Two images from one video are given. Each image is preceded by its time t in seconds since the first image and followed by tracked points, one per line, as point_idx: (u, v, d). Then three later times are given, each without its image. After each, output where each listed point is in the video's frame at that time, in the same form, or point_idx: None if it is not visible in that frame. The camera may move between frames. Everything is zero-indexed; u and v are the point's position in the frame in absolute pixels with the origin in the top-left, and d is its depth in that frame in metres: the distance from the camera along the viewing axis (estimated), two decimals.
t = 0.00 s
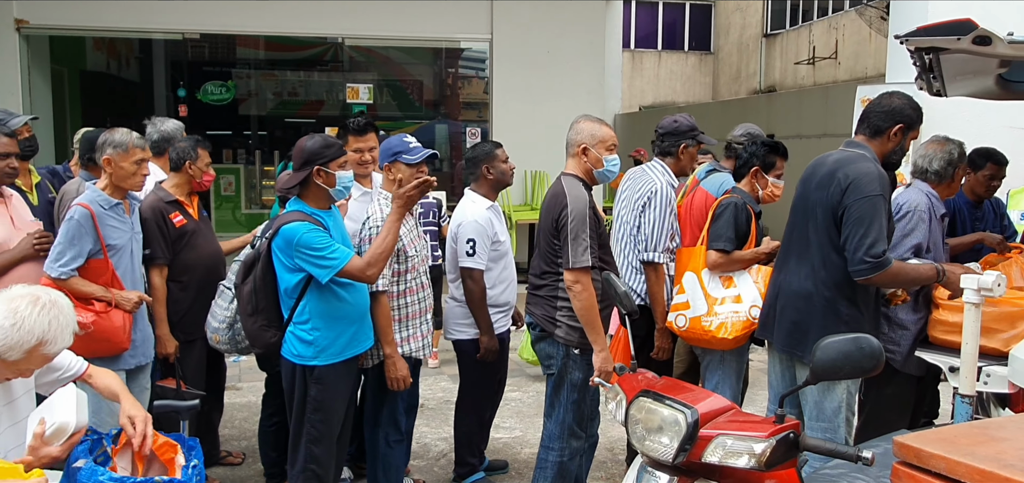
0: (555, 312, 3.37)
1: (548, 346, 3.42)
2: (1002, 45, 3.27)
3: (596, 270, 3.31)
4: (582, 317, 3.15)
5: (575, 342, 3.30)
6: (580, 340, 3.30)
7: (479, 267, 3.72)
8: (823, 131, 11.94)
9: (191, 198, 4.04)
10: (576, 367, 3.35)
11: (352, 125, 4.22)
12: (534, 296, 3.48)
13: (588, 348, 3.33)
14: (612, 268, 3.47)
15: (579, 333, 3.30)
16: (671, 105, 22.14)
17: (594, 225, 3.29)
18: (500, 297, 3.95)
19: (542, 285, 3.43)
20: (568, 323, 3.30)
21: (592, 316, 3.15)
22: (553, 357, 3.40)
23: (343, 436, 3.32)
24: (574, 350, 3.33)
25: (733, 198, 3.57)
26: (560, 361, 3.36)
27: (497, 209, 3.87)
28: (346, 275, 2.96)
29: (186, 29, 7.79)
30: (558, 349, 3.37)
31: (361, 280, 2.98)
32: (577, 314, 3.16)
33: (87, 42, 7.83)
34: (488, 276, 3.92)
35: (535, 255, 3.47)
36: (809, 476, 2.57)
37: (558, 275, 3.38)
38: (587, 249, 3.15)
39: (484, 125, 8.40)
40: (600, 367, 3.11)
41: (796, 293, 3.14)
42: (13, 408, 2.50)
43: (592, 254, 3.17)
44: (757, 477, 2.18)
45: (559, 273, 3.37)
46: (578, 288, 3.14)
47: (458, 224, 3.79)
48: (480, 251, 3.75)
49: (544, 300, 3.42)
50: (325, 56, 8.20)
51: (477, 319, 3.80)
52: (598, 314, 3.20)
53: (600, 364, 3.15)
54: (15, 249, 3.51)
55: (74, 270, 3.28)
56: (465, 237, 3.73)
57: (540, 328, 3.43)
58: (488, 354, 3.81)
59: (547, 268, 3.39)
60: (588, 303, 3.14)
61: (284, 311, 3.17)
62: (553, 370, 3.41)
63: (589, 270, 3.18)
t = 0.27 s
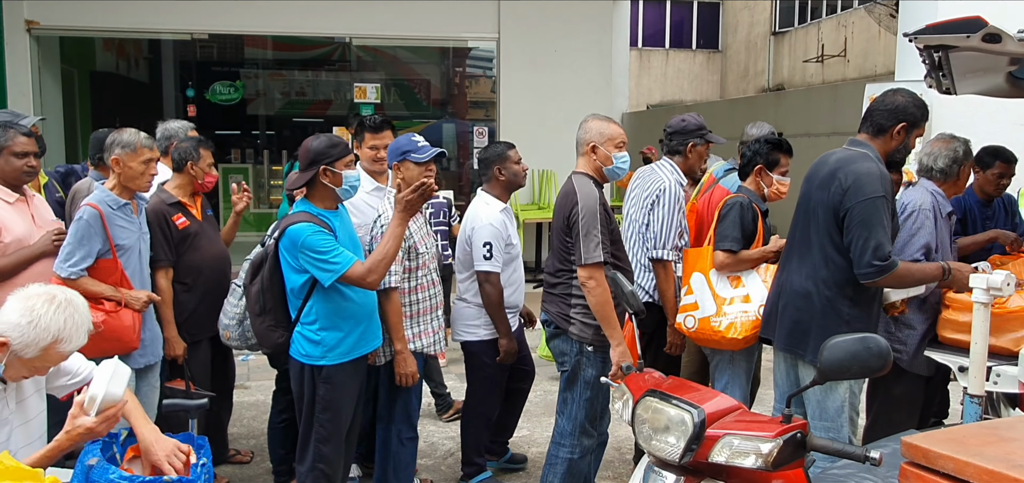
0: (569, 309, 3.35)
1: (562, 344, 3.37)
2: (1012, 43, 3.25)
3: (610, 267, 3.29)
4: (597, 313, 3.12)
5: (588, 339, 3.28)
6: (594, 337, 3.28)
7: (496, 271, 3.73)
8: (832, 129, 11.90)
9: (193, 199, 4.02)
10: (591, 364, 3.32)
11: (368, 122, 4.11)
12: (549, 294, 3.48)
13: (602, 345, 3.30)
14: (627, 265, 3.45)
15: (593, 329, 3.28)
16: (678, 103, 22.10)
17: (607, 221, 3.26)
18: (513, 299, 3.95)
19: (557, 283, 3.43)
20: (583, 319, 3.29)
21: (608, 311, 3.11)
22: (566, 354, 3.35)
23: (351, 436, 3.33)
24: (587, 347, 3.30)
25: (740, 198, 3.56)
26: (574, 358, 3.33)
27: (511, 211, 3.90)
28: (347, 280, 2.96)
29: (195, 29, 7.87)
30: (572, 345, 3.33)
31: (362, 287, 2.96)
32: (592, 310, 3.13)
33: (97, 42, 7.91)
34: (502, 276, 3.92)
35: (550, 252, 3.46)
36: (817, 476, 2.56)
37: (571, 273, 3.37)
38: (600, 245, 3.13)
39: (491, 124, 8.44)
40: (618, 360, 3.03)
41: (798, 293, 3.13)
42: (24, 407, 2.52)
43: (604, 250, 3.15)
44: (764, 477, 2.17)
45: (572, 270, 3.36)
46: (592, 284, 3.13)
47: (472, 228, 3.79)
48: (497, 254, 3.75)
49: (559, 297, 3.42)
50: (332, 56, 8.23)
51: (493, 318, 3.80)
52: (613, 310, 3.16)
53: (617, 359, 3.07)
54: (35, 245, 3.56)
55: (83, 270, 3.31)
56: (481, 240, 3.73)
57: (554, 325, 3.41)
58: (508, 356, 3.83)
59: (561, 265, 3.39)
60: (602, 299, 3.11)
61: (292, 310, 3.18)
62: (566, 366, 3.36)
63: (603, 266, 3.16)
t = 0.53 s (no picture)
0: (577, 307, 3.34)
1: (570, 341, 3.37)
2: (1017, 41, 3.22)
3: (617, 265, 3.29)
4: (604, 311, 3.11)
5: (596, 336, 3.27)
6: (602, 334, 3.26)
7: (513, 269, 3.72)
8: (835, 128, 11.87)
9: (195, 201, 4.01)
10: (598, 361, 3.31)
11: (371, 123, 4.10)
12: (557, 292, 3.47)
13: (610, 343, 3.29)
14: (634, 265, 3.44)
15: (601, 327, 3.26)
16: (682, 102, 22.09)
17: (616, 221, 3.24)
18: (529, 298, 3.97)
19: (566, 282, 3.42)
20: (591, 317, 3.27)
21: (616, 309, 3.11)
22: (575, 352, 3.36)
23: (356, 437, 3.33)
24: (595, 344, 3.29)
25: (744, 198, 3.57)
26: (582, 355, 3.32)
27: (524, 209, 3.87)
28: (347, 285, 2.95)
29: (199, 30, 7.88)
30: (580, 343, 3.33)
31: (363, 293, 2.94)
32: (600, 308, 3.13)
33: (101, 44, 7.94)
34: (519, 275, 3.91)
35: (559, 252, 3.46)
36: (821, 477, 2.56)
37: (581, 271, 3.37)
38: (608, 243, 3.12)
39: (494, 125, 8.44)
40: (626, 357, 3.03)
41: (802, 293, 3.12)
42: (32, 408, 2.54)
43: (612, 248, 3.14)
44: (769, 477, 2.17)
45: (581, 268, 3.36)
46: (600, 282, 3.12)
47: (487, 227, 3.78)
48: (513, 252, 3.73)
49: (567, 295, 3.41)
50: (336, 57, 8.24)
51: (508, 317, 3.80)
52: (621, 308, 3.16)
53: (624, 356, 3.07)
54: (52, 244, 3.60)
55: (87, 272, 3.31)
56: (497, 238, 3.71)
57: (563, 323, 3.40)
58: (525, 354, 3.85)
59: (569, 264, 3.39)
60: (610, 298, 3.10)
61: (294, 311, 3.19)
62: (575, 365, 3.37)
63: (611, 264, 3.16)
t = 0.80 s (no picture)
0: (584, 306, 3.36)
1: (578, 340, 3.38)
2: (1021, 42, 3.23)
3: (625, 264, 3.32)
4: (612, 310, 3.13)
5: (604, 335, 3.26)
6: (610, 333, 3.26)
7: (526, 260, 3.70)
8: (838, 129, 11.87)
9: (206, 204, 4.09)
10: (607, 360, 3.29)
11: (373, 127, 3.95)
12: (565, 292, 3.47)
13: (619, 341, 3.27)
14: (642, 264, 3.45)
15: (608, 325, 3.26)
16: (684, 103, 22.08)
17: (624, 220, 3.26)
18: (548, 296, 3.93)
19: (573, 281, 3.43)
20: (598, 316, 3.29)
21: (623, 308, 3.12)
22: (583, 350, 3.36)
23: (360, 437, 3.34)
24: (603, 343, 3.28)
25: (748, 199, 3.57)
26: (591, 354, 3.32)
27: (540, 205, 3.86)
28: (357, 276, 2.95)
29: (202, 31, 7.94)
30: (588, 342, 3.34)
31: (374, 282, 2.95)
32: (608, 308, 3.14)
33: (104, 45, 7.97)
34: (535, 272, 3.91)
35: (566, 251, 3.47)
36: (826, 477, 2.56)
37: (587, 270, 3.38)
38: (616, 242, 3.14)
39: (497, 126, 8.43)
40: (632, 356, 3.04)
41: (810, 296, 3.12)
42: (40, 409, 2.55)
43: (621, 247, 3.16)
44: (774, 478, 2.17)
45: (588, 267, 3.37)
46: (608, 281, 3.13)
47: (503, 220, 3.79)
48: (527, 243, 3.73)
49: (575, 295, 3.41)
50: (338, 58, 8.27)
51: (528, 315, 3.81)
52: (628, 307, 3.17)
53: (629, 355, 3.09)
54: (56, 245, 3.62)
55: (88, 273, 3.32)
56: (511, 231, 3.72)
57: (570, 322, 3.41)
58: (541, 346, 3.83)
59: (577, 263, 3.40)
60: (617, 297, 3.11)
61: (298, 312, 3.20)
62: (584, 364, 3.37)
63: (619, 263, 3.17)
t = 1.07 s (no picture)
0: (614, 306, 3.32)
1: (611, 341, 3.37)
2: None
3: (654, 265, 3.30)
4: (641, 311, 3.11)
5: (635, 334, 3.24)
6: (642, 331, 3.24)
7: (561, 258, 3.68)
8: (870, 128, 11.68)
9: (252, 202, 4.18)
10: (643, 358, 3.27)
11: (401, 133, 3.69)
12: (593, 292, 3.46)
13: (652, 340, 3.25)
14: (671, 265, 3.44)
15: (639, 325, 3.24)
16: (712, 103, 21.90)
17: (652, 221, 3.23)
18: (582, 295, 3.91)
19: (602, 281, 3.41)
20: (629, 317, 3.25)
21: (651, 308, 3.10)
22: (617, 351, 3.34)
23: (391, 435, 3.36)
24: (637, 342, 3.26)
25: (779, 199, 3.54)
26: (626, 354, 3.30)
27: (577, 204, 3.86)
28: (399, 259, 2.98)
29: (233, 33, 8.02)
30: (622, 342, 3.30)
31: (417, 261, 2.99)
32: (636, 308, 3.13)
33: (138, 47, 8.12)
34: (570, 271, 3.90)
35: (595, 252, 3.46)
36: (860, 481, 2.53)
37: (616, 270, 3.35)
38: (644, 243, 3.11)
39: (522, 125, 8.51)
40: (664, 358, 3.07)
41: (850, 300, 3.08)
42: (82, 405, 2.61)
43: (649, 248, 3.13)
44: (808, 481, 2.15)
45: (617, 267, 3.35)
46: (636, 281, 3.11)
47: (538, 219, 3.78)
48: (561, 241, 3.71)
49: (603, 295, 3.38)
50: (366, 58, 8.33)
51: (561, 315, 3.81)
52: (658, 307, 3.15)
53: (661, 355, 3.10)
54: (93, 243, 3.68)
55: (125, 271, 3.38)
56: (546, 228, 3.71)
57: (601, 323, 3.39)
58: (573, 345, 3.79)
59: (606, 263, 3.38)
60: (646, 297, 3.10)
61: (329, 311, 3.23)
62: (619, 365, 3.36)
63: (647, 264, 3.15)
